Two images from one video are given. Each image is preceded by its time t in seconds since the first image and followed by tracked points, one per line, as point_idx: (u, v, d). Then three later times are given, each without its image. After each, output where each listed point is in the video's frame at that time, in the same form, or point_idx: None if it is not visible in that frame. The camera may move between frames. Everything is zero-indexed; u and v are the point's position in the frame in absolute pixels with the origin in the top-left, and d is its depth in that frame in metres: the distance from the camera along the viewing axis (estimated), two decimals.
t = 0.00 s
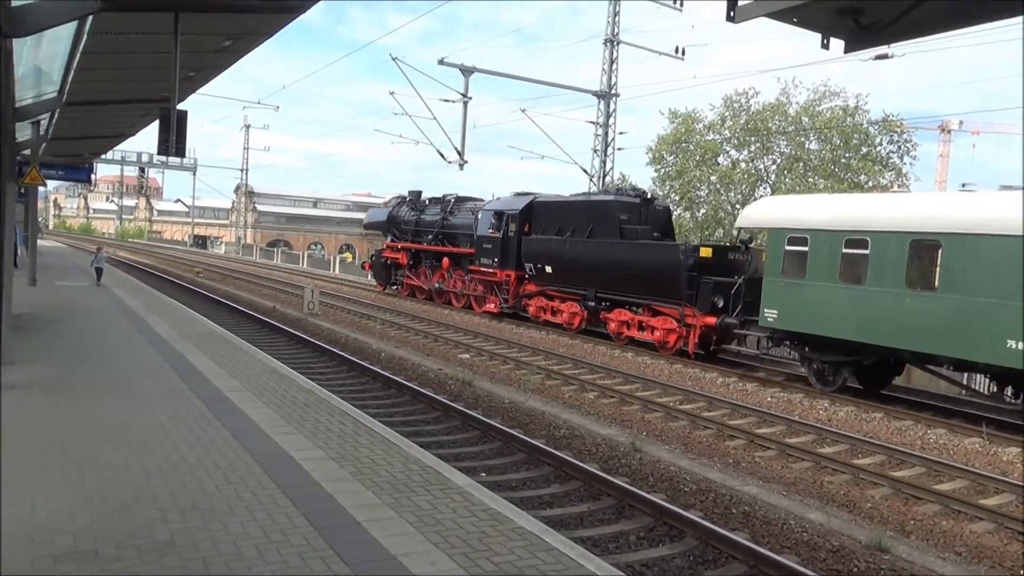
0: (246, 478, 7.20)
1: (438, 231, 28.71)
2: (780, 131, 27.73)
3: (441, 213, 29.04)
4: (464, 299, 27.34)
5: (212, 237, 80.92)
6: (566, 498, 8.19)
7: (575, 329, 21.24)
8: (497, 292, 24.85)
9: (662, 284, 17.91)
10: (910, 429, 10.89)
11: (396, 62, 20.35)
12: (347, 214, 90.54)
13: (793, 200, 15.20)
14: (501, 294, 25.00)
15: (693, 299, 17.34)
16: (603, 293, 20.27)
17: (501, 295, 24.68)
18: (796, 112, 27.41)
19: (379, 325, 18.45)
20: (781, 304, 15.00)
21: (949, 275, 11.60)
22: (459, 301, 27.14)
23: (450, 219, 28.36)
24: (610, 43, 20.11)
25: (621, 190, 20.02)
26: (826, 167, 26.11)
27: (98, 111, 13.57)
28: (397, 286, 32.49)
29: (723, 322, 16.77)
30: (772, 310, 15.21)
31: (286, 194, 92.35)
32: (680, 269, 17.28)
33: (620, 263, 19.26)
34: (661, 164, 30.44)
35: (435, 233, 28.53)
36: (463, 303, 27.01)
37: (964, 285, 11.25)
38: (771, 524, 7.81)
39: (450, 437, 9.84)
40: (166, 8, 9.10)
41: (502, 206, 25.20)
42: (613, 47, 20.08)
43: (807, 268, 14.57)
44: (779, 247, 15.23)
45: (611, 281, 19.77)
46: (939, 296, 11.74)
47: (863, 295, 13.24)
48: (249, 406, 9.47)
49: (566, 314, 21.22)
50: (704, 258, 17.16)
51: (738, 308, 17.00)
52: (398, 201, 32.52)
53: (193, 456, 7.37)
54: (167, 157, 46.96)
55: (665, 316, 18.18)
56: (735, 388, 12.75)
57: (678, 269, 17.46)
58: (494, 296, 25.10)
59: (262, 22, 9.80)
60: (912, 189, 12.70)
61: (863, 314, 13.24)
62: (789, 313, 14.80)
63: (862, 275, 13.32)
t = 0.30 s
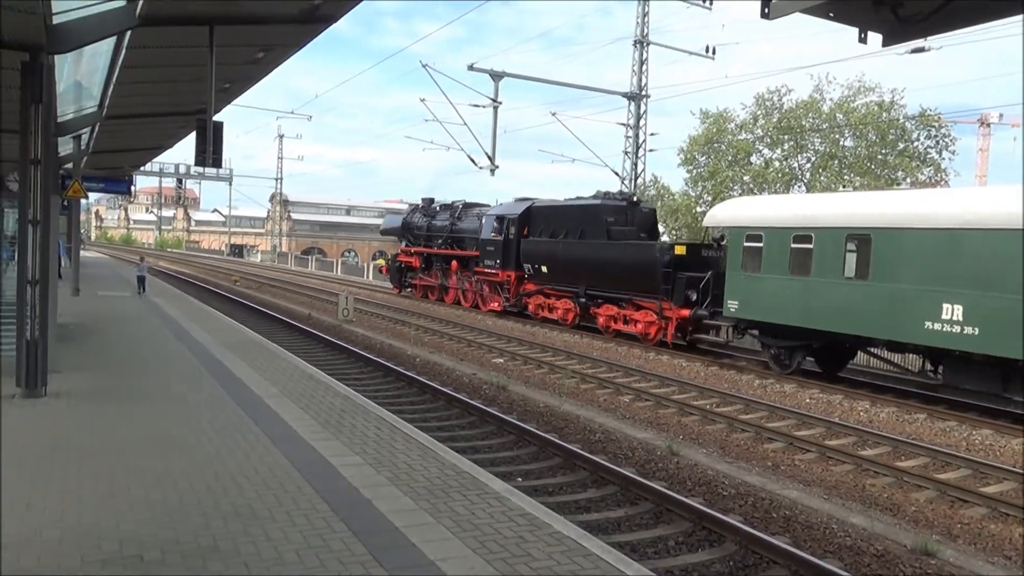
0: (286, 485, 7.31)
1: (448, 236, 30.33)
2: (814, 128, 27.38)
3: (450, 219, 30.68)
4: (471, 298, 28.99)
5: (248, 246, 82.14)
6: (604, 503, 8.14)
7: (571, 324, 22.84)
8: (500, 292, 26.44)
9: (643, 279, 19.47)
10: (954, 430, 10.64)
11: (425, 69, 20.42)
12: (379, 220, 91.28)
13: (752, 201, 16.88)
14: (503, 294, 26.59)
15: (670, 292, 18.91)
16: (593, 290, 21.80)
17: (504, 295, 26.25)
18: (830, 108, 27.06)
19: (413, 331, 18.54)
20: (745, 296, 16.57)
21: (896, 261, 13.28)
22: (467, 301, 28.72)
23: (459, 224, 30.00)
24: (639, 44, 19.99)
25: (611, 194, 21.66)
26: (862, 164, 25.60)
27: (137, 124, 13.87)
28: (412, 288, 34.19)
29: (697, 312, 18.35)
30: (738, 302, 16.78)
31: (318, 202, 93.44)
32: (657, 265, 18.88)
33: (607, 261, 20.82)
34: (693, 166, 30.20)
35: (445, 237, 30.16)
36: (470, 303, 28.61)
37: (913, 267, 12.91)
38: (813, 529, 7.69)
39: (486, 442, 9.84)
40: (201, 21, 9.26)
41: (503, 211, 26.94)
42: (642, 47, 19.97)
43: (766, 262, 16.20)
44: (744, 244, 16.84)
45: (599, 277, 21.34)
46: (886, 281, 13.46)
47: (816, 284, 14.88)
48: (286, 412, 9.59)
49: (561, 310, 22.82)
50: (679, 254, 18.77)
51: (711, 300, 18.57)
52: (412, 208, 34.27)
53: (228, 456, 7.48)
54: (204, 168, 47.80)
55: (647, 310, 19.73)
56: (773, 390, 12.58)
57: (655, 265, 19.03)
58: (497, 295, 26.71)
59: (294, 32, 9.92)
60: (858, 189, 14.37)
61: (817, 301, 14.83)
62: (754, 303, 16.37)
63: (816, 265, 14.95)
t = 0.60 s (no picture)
0: (301, 487, 7.36)
1: (445, 238, 32.52)
2: (831, 133, 27.03)
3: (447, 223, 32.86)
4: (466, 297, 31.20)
5: (264, 248, 82.72)
6: (617, 508, 8.13)
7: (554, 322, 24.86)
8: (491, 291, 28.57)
9: (616, 279, 21.40)
10: (973, 438, 10.52)
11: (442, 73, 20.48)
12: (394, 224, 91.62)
13: (709, 209, 18.69)
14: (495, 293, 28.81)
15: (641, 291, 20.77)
16: (575, 289, 23.84)
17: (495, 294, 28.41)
18: (847, 113, 26.93)
19: (427, 334, 18.61)
20: (702, 294, 18.29)
21: (833, 265, 15.09)
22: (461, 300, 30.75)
23: (455, 227, 32.22)
24: (655, 48, 19.96)
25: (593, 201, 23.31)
26: (879, 169, 25.33)
27: (156, 128, 14.01)
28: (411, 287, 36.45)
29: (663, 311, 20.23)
30: (697, 300, 18.48)
31: (334, 205, 93.95)
32: (630, 267, 20.79)
33: (586, 263, 22.90)
34: (709, 169, 30.24)
35: (442, 240, 32.38)
36: (464, 301, 30.77)
37: (848, 269, 14.75)
38: (829, 536, 7.63)
39: (500, 447, 9.83)
40: (221, 25, 9.33)
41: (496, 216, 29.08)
42: (658, 52, 19.93)
43: (721, 264, 17.94)
44: (703, 248, 18.58)
45: (579, 278, 23.49)
46: (825, 280, 15.24)
47: (763, 283, 16.62)
48: (300, 413, 9.65)
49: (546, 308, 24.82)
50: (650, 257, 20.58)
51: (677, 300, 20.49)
52: (413, 212, 36.54)
53: (249, 460, 7.70)
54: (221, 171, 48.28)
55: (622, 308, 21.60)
56: (789, 396, 12.48)
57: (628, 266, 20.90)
58: (488, 294, 28.95)
59: (311, 36, 9.98)
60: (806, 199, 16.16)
61: (765, 298, 16.53)
62: (711, 301, 18.07)
63: (763, 266, 16.71)
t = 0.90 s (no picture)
0: (318, 493, 7.43)
1: (441, 242, 33.95)
2: (846, 135, 26.82)
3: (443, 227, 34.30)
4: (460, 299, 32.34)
5: (279, 254, 83.19)
6: (634, 514, 8.10)
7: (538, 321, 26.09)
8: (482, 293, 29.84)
9: (591, 280, 22.49)
10: (995, 443, 10.37)
11: (456, 77, 20.51)
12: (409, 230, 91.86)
13: (665, 213, 20.11)
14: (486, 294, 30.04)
15: (614, 291, 21.86)
16: (556, 291, 25.04)
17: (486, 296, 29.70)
18: (864, 115, 26.64)
19: (442, 339, 18.62)
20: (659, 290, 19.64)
21: (769, 263, 16.51)
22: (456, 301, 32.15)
23: (450, 233, 33.36)
24: (668, 51, 19.91)
25: (572, 208, 24.42)
26: (896, 171, 24.99)
27: (173, 135, 14.13)
28: (411, 290, 37.65)
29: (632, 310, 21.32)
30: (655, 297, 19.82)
31: (349, 211, 94.34)
32: (602, 268, 21.81)
33: (565, 265, 23.98)
34: (724, 172, 30.20)
35: (438, 244, 33.80)
36: (460, 302, 32.11)
37: (781, 268, 16.19)
38: (848, 542, 7.57)
39: (516, 452, 9.81)
40: (237, 32, 9.40)
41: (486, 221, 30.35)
42: (672, 55, 19.88)
43: (679, 263, 19.17)
44: (659, 248, 19.95)
45: (560, 280, 24.53)
46: (762, 277, 16.65)
47: (712, 282, 17.95)
48: (316, 418, 9.69)
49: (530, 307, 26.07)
50: (620, 258, 21.54)
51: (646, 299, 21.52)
52: (412, 218, 37.78)
53: (264, 470, 7.91)
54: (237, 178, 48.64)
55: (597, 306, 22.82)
56: (807, 401, 12.37)
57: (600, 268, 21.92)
58: (480, 295, 30.15)
59: (326, 43, 10.03)
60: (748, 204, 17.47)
61: (718, 296, 17.77)
62: (668, 298, 19.44)
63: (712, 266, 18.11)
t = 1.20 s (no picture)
0: (332, 496, 7.46)
1: (439, 247, 35.53)
2: (863, 138, 26.85)
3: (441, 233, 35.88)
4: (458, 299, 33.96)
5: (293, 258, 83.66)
6: (649, 519, 8.06)
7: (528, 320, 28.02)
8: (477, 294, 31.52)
9: (575, 281, 24.54)
10: (1015, 448, 10.21)
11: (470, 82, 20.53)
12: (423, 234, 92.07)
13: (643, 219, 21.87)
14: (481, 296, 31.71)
15: (596, 291, 23.86)
16: (543, 292, 27.01)
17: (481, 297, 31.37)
18: (880, 119, 26.59)
19: (456, 342, 18.64)
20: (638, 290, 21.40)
21: (731, 264, 18.26)
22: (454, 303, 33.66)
23: (448, 238, 35.14)
24: (683, 55, 19.87)
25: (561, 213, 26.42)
26: (914, 174, 24.13)
27: (190, 140, 14.26)
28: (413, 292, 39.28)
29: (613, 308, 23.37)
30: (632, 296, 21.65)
31: (363, 215, 94.77)
32: (586, 269, 23.88)
33: (553, 266, 26.00)
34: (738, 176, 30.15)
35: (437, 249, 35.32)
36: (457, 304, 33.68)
37: (742, 269, 17.94)
38: (865, 549, 7.50)
39: (530, 456, 9.79)
40: (253, 39, 9.46)
41: (481, 227, 32.11)
42: (686, 59, 19.84)
43: (652, 264, 21.13)
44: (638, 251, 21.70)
45: (549, 280, 26.44)
46: (726, 277, 18.40)
47: (682, 282, 19.70)
48: (331, 423, 9.70)
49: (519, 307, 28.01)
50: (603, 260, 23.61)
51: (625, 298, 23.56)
52: (415, 224, 39.53)
53: (280, 474, 7.99)
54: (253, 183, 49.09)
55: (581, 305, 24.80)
56: (824, 405, 12.26)
57: (584, 269, 23.95)
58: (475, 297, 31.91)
59: (341, 49, 10.07)
60: (751, 210, 18.16)
61: (685, 293, 19.68)
62: (645, 296, 21.22)
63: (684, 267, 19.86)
